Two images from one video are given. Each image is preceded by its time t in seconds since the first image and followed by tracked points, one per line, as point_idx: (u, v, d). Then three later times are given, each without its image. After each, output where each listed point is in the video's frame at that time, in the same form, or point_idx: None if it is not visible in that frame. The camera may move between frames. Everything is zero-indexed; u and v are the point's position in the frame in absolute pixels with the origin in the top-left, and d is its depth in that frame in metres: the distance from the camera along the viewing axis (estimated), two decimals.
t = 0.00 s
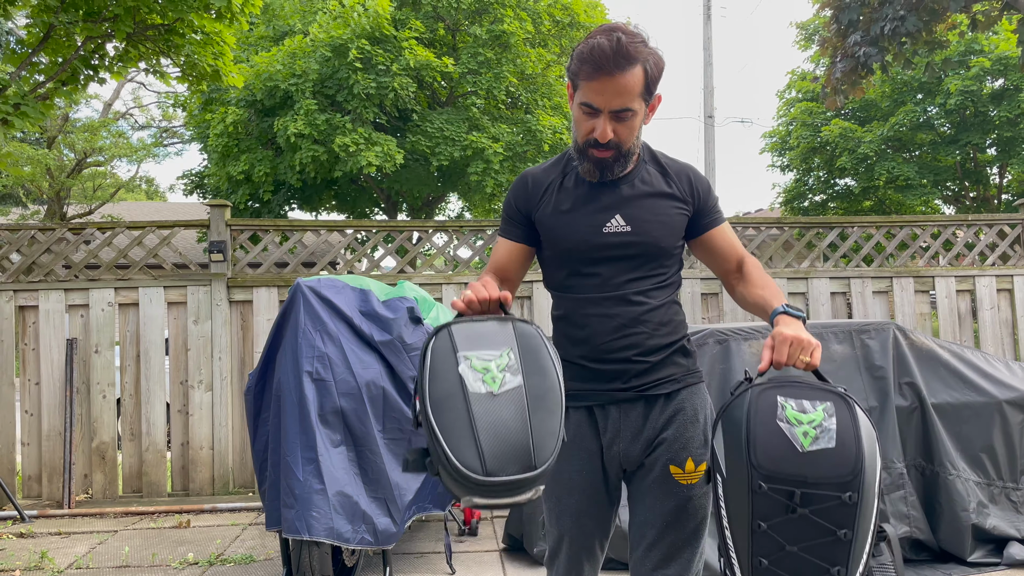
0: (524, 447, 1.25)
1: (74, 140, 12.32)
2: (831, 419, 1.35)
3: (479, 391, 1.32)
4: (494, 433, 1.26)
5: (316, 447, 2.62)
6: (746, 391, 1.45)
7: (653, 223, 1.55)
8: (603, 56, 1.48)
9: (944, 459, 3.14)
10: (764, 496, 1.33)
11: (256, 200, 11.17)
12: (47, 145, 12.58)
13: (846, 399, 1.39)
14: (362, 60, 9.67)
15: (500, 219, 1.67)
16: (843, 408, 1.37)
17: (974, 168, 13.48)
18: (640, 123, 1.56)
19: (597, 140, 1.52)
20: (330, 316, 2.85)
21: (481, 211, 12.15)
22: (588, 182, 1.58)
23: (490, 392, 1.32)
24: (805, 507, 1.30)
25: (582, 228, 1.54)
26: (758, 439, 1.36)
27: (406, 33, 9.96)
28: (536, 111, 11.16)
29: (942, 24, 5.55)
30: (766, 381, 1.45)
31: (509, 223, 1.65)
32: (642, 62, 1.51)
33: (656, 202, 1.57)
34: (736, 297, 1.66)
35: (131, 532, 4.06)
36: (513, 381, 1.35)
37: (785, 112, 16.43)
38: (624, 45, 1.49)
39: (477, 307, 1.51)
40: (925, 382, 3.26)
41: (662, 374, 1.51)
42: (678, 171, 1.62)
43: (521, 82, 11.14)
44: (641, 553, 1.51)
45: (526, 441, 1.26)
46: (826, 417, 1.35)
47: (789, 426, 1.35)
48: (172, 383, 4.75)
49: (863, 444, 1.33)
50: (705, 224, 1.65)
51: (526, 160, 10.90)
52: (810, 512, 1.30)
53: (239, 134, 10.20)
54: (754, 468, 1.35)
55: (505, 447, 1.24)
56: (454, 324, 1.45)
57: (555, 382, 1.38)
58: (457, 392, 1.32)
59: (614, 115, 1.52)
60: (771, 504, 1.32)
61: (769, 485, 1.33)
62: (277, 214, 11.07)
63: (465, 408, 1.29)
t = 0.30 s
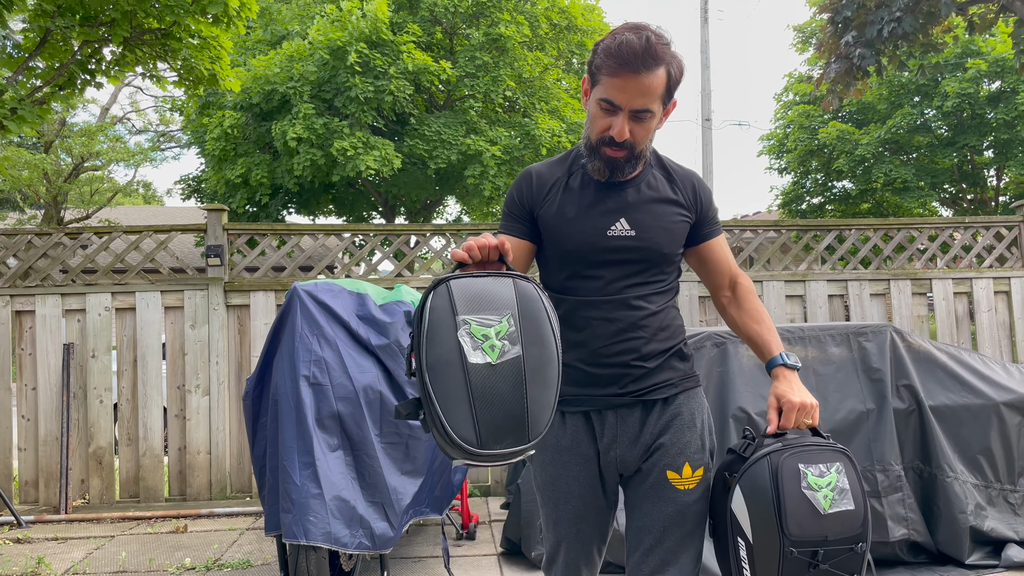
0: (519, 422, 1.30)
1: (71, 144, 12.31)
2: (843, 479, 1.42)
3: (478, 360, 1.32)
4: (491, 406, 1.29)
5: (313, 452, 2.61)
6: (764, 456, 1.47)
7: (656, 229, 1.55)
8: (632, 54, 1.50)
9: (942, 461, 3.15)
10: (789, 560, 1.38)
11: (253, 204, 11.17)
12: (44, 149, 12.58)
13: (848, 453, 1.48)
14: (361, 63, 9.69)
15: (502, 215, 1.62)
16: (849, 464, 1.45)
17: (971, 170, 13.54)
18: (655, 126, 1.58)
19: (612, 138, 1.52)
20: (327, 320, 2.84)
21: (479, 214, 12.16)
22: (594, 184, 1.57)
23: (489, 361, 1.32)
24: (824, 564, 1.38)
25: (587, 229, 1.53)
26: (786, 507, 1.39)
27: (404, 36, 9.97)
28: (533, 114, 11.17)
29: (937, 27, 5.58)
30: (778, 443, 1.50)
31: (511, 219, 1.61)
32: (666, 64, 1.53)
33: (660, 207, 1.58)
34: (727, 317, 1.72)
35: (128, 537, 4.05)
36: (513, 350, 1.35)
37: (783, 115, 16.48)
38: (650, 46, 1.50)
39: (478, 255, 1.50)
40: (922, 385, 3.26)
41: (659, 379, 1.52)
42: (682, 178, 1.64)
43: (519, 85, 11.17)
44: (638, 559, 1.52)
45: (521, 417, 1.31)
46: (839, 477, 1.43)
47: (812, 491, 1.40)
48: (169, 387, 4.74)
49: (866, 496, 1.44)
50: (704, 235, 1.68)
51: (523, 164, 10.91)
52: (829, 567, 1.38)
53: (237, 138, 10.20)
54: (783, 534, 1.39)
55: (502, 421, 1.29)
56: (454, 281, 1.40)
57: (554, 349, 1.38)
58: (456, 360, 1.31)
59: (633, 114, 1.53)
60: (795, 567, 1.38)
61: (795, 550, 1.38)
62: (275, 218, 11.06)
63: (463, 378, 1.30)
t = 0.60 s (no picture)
0: (527, 430, 1.33)
1: (68, 150, 12.32)
2: (835, 495, 1.55)
3: (486, 370, 1.33)
4: (499, 416, 1.31)
5: (312, 457, 2.62)
6: (764, 475, 1.57)
7: (656, 235, 1.57)
8: (638, 44, 1.56)
9: (938, 464, 3.16)
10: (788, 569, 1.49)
11: (251, 209, 11.18)
12: (41, 155, 12.58)
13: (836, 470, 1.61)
14: (359, 68, 9.71)
15: (502, 219, 1.63)
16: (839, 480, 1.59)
17: (967, 174, 13.61)
18: (662, 120, 1.61)
19: (622, 128, 1.55)
20: (325, 325, 2.85)
21: (477, 219, 12.18)
22: (596, 188, 1.59)
23: (497, 371, 1.34)
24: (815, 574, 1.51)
25: (588, 233, 1.54)
26: (788, 523, 1.50)
27: (401, 41, 10.00)
28: (530, 119, 11.20)
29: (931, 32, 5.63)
30: (776, 460, 1.61)
31: (511, 223, 1.61)
32: (671, 56, 1.59)
33: (660, 213, 1.60)
34: (724, 326, 1.74)
35: (126, 542, 4.05)
36: (520, 358, 1.36)
37: (779, 119, 16.55)
38: (656, 38, 1.57)
39: (481, 260, 1.50)
40: (918, 388, 3.28)
41: (657, 385, 1.54)
42: (684, 184, 1.66)
43: (516, 90, 11.20)
44: (636, 562, 1.53)
45: (529, 424, 1.34)
46: (832, 494, 1.55)
47: (810, 507, 1.52)
48: (167, 393, 4.74)
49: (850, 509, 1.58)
50: (702, 242, 1.70)
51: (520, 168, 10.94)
52: None
53: (234, 143, 10.21)
54: (785, 548, 1.49)
55: (510, 430, 1.32)
56: (459, 288, 1.40)
57: (559, 356, 1.40)
58: (465, 369, 1.32)
59: (642, 105, 1.57)
60: None
61: (795, 561, 1.49)
62: (272, 223, 11.08)
63: (472, 388, 1.31)
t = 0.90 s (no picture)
0: (539, 429, 1.33)
1: (66, 155, 12.31)
2: (838, 503, 1.58)
3: (498, 369, 1.34)
4: (512, 415, 1.32)
5: (311, 463, 2.62)
6: (773, 482, 1.58)
7: (658, 240, 1.58)
8: (640, 46, 1.59)
9: (936, 469, 3.17)
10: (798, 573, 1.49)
11: (248, 214, 11.18)
12: (39, 160, 12.59)
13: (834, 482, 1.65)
14: (357, 74, 9.73)
15: (505, 226, 1.64)
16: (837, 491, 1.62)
17: (964, 178, 13.66)
18: (664, 120, 1.64)
19: (628, 127, 1.57)
20: (324, 330, 2.86)
21: (475, 223, 12.20)
22: (599, 194, 1.60)
23: (508, 370, 1.34)
24: None
25: (590, 238, 1.55)
26: (800, 530, 1.51)
27: (400, 47, 10.03)
28: (529, 124, 11.22)
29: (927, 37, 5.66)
30: (782, 468, 1.63)
31: (513, 229, 1.62)
32: (671, 58, 1.62)
33: (663, 218, 1.61)
34: (724, 333, 1.76)
35: (125, 549, 4.04)
36: (530, 358, 1.37)
37: (776, 124, 16.60)
38: (656, 39, 1.60)
39: (489, 262, 1.51)
40: (916, 393, 3.29)
41: (661, 390, 1.54)
42: (685, 189, 1.67)
43: (514, 95, 11.24)
44: (640, 567, 1.54)
45: (540, 424, 1.34)
46: (835, 502, 1.58)
47: (819, 513, 1.54)
48: (166, 399, 4.74)
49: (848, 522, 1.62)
50: (703, 248, 1.71)
51: (518, 173, 10.98)
52: None
53: (233, 149, 10.22)
54: (797, 555, 1.50)
55: (522, 428, 1.32)
56: (469, 290, 1.41)
57: (570, 356, 1.40)
58: (476, 370, 1.33)
59: (646, 103, 1.59)
60: None
61: (804, 564, 1.50)
62: (270, 228, 11.09)
63: (483, 388, 1.32)
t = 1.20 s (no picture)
0: (540, 429, 1.33)
1: (64, 160, 12.31)
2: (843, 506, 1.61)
3: (499, 370, 1.34)
4: (513, 416, 1.32)
5: (311, 468, 2.62)
6: (784, 487, 1.59)
7: (660, 243, 1.58)
8: (643, 49, 1.60)
9: (936, 472, 3.17)
10: None
11: (247, 219, 11.18)
12: (38, 166, 12.59)
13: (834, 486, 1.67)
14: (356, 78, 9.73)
15: (508, 229, 1.64)
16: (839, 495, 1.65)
17: (963, 182, 13.68)
18: (667, 123, 1.64)
19: (631, 129, 1.57)
20: (324, 335, 2.85)
21: (474, 228, 12.21)
22: (601, 197, 1.60)
23: (510, 371, 1.34)
24: None
25: (592, 241, 1.55)
26: (817, 533, 1.51)
27: (399, 52, 10.05)
28: (528, 128, 11.25)
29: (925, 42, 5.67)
30: (789, 475, 1.64)
31: (516, 232, 1.63)
32: (674, 62, 1.63)
33: (664, 222, 1.61)
34: (726, 339, 1.75)
35: (124, 555, 4.02)
36: (532, 359, 1.36)
37: (774, 128, 16.64)
38: (660, 43, 1.61)
39: (491, 263, 1.51)
40: (915, 397, 3.29)
41: (662, 394, 1.54)
42: (686, 193, 1.67)
43: (513, 100, 11.25)
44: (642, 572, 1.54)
45: (541, 425, 1.34)
46: (840, 505, 1.60)
47: (831, 516, 1.55)
48: (164, 404, 4.73)
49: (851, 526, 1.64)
50: (705, 252, 1.71)
51: (517, 177, 11.09)
52: None
53: (231, 154, 10.22)
54: (816, 558, 1.50)
55: (523, 428, 1.33)
56: (471, 290, 1.41)
57: (571, 357, 1.40)
58: (478, 370, 1.33)
59: (649, 106, 1.59)
60: None
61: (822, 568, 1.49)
62: (269, 233, 11.09)
63: (485, 389, 1.32)
